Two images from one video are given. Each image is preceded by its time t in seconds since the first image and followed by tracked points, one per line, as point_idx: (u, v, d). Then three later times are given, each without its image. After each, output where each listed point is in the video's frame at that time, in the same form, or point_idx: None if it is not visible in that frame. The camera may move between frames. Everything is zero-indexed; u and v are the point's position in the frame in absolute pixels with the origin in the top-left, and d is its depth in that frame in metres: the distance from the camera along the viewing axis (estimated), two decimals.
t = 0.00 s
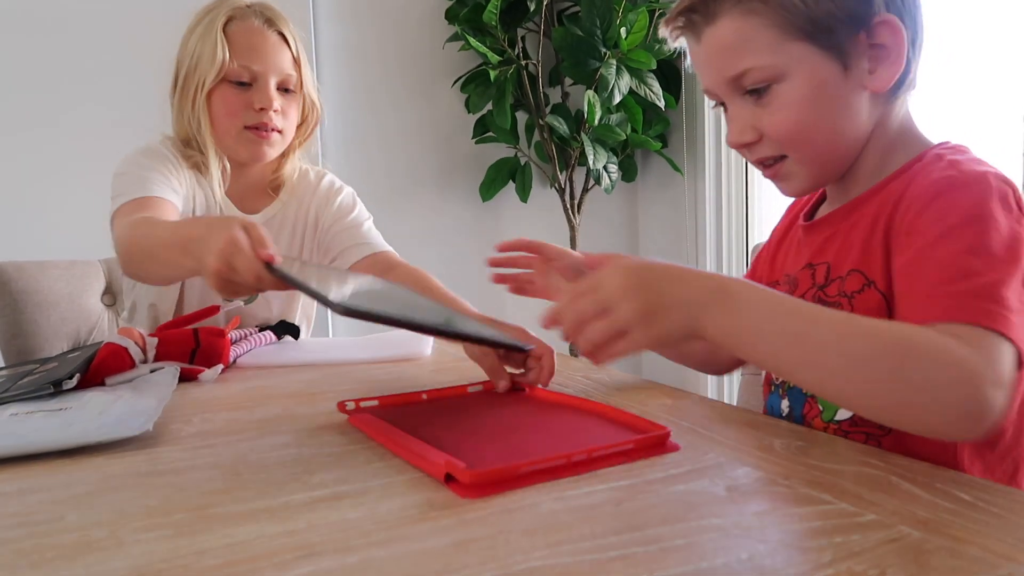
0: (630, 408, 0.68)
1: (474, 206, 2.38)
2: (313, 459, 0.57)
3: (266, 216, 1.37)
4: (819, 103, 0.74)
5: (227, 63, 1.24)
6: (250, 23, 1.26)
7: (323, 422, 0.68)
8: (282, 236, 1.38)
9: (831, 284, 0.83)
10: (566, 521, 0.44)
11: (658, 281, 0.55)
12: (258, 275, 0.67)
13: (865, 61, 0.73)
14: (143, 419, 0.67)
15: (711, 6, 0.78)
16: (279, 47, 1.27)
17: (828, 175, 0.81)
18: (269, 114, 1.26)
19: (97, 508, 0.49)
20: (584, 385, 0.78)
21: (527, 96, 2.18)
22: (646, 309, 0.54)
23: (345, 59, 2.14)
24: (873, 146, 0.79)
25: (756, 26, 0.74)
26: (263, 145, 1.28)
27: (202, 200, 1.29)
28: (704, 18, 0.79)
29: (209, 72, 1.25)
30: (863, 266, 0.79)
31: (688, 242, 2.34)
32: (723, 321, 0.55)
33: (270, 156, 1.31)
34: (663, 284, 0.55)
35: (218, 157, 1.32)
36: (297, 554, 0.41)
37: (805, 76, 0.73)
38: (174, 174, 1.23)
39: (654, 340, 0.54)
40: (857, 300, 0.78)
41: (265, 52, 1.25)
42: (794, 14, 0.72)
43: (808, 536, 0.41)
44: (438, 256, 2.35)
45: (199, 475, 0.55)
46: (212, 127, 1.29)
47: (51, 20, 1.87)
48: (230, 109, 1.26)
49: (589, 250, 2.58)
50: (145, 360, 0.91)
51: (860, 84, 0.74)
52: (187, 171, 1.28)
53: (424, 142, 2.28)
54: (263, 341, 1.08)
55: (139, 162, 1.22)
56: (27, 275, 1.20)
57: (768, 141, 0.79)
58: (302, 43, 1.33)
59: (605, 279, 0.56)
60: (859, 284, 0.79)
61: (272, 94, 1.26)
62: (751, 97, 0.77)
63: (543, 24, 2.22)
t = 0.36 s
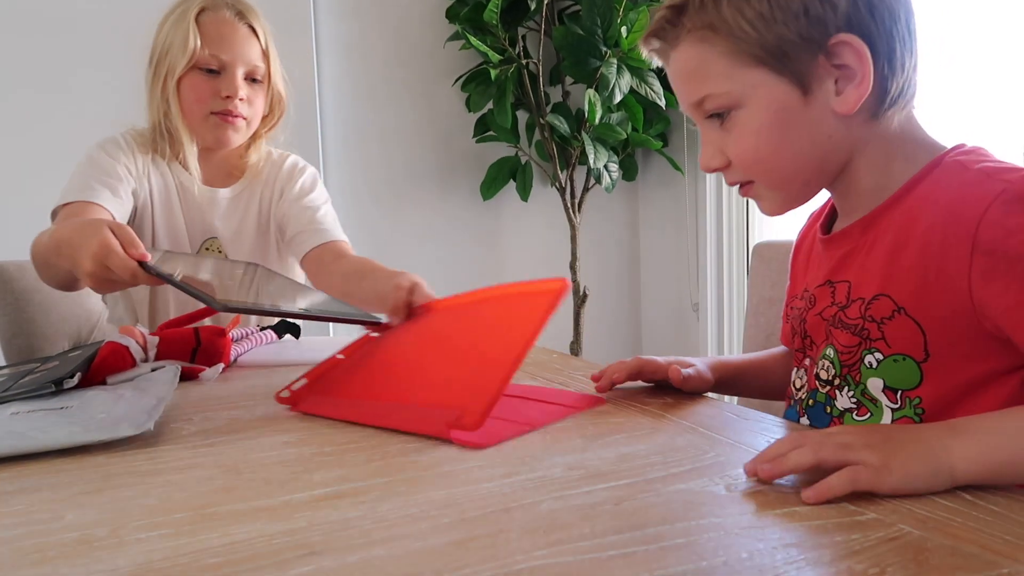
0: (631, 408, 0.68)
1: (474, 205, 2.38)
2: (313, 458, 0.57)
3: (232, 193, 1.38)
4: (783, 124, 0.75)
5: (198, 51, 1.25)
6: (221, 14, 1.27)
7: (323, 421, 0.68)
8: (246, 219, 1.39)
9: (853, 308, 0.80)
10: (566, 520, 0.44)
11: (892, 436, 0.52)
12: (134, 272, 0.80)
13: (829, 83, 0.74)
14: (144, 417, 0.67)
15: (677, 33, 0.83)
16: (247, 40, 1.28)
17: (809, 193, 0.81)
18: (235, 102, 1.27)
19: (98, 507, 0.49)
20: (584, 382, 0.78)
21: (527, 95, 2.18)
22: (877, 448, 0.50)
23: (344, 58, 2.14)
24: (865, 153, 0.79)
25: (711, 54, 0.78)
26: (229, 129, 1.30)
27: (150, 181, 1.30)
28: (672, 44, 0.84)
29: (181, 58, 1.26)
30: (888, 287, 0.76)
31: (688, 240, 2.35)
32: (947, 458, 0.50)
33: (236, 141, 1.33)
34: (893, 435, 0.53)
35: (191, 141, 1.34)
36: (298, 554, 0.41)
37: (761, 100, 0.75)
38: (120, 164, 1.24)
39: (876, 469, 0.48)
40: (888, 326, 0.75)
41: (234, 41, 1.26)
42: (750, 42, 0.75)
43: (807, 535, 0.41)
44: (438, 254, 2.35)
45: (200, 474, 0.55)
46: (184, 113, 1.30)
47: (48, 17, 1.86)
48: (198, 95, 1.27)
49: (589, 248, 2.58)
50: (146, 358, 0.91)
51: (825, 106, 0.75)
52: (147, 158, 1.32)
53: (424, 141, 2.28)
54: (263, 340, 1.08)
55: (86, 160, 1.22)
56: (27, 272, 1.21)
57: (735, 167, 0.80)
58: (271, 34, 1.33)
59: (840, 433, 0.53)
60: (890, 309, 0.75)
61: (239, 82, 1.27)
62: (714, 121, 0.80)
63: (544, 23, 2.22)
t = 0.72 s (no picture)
0: (629, 408, 0.68)
1: (474, 205, 2.38)
2: (312, 458, 0.57)
3: (213, 196, 1.34)
4: (750, 168, 0.71)
5: (165, 65, 1.21)
6: (186, 29, 1.23)
7: (323, 420, 0.68)
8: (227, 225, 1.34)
9: (837, 321, 0.77)
10: (565, 520, 0.44)
11: (879, 441, 0.51)
12: (168, 337, 0.82)
13: (795, 127, 0.68)
14: (144, 418, 0.67)
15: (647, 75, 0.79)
16: (213, 52, 1.24)
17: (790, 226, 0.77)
18: (207, 112, 1.23)
19: (98, 507, 0.49)
20: (584, 382, 0.77)
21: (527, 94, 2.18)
22: (866, 456, 0.50)
23: (344, 58, 2.14)
24: (846, 183, 0.73)
25: (678, 100, 0.74)
26: (200, 138, 1.25)
27: (135, 192, 1.24)
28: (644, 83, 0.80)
29: (148, 72, 1.22)
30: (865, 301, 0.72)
31: (688, 239, 2.35)
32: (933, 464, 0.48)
33: (209, 151, 1.28)
34: (884, 441, 0.51)
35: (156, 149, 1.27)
36: (298, 553, 0.41)
37: (727, 145, 0.71)
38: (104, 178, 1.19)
39: (869, 474, 0.47)
40: (872, 339, 0.72)
41: (200, 55, 1.23)
42: (713, 88, 0.71)
43: (803, 536, 0.41)
44: (438, 254, 2.35)
45: (199, 474, 0.55)
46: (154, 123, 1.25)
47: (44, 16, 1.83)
48: (169, 109, 1.22)
49: (590, 248, 2.58)
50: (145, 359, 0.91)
51: (792, 151, 0.70)
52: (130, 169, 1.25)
53: (424, 141, 2.27)
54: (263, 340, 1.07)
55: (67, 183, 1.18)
56: (26, 273, 1.20)
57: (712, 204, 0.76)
58: (237, 49, 1.31)
59: (827, 440, 0.52)
60: (870, 323, 0.72)
61: (209, 93, 1.23)
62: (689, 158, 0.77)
63: (544, 23, 2.22)
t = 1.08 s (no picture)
0: (627, 408, 0.68)
1: (474, 204, 2.38)
2: (311, 459, 0.58)
3: (229, 193, 1.34)
4: (740, 179, 0.72)
5: (186, 62, 1.19)
6: (209, 27, 1.21)
7: (322, 421, 0.68)
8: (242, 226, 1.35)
9: (835, 331, 0.75)
10: (563, 520, 0.44)
11: (875, 438, 0.51)
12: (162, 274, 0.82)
13: (783, 136, 0.69)
14: (143, 418, 0.67)
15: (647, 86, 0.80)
16: (235, 50, 1.22)
17: (787, 236, 0.77)
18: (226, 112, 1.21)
19: (97, 508, 0.49)
20: (582, 382, 0.77)
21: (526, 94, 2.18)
22: (860, 452, 0.50)
23: (344, 57, 2.14)
24: (837, 191, 0.72)
25: (673, 111, 0.76)
26: (218, 139, 1.23)
27: (141, 192, 1.24)
28: (644, 95, 0.82)
29: (168, 69, 1.19)
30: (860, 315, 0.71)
31: (688, 238, 2.35)
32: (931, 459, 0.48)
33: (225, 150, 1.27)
34: (881, 438, 0.51)
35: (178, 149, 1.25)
36: (296, 554, 0.41)
37: (718, 155, 0.72)
38: (105, 188, 1.17)
39: (861, 468, 0.48)
40: (868, 351, 0.71)
41: (222, 54, 1.21)
42: (703, 98, 0.73)
43: (801, 536, 0.41)
44: (438, 254, 2.35)
45: (197, 474, 0.55)
46: (172, 121, 1.23)
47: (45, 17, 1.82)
48: (189, 106, 1.20)
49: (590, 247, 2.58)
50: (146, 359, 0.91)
51: (781, 159, 0.70)
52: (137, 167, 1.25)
53: (424, 141, 2.27)
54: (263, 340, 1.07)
55: (70, 184, 1.18)
56: (29, 274, 1.20)
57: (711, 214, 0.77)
58: (258, 49, 1.28)
59: (823, 438, 0.52)
60: (864, 335, 0.71)
61: (230, 94, 1.20)
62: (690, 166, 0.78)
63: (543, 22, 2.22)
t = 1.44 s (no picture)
0: (627, 407, 0.68)
1: (474, 204, 2.38)
2: (312, 458, 0.58)
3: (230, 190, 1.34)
4: (728, 185, 0.74)
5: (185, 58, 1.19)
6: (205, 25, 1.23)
7: (322, 421, 0.68)
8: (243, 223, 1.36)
9: (830, 339, 0.75)
10: (564, 520, 0.44)
11: (871, 436, 0.52)
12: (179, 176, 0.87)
13: (769, 147, 0.69)
14: (144, 418, 0.67)
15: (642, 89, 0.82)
16: (231, 47, 1.23)
17: (779, 240, 0.78)
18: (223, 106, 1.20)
19: (98, 508, 0.50)
20: (583, 381, 0.77)
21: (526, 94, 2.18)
22: (856, 448, 0.50)
23: (344, 57, 2.14)
24: (826, 203, 0.73)
25: (666, 117, 0.78)
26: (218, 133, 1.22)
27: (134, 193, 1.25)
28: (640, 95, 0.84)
29: (166, 66, 1.19)
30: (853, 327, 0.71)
31: (688, 239, 2.35)
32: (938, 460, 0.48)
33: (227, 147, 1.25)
34: (881, 436, 0.51)
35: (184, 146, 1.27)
36: (297, 554, 0.41)
37: (707, 160, 0.74)
38: (99, 194, 1.18)
39: (858, 465, 0.48)
40: (862, 362, 0.71)
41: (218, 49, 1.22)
42: (693, 105, 0.74)
43: (801, 535, 0.41)
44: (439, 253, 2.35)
45: (198, 474, 0.55)
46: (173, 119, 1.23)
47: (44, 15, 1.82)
48: (186, 101, 1.20)
49: (590, 247, 2.58)
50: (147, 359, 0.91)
51: (769, 170, 0.71)
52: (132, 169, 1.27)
53: (424, 140, 2.27)
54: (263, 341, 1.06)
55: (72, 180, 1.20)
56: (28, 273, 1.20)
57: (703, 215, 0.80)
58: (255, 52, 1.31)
59: (820, 436, 0.52)
60: (858, 347, 0.71)
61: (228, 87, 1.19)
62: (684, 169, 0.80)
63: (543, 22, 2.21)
